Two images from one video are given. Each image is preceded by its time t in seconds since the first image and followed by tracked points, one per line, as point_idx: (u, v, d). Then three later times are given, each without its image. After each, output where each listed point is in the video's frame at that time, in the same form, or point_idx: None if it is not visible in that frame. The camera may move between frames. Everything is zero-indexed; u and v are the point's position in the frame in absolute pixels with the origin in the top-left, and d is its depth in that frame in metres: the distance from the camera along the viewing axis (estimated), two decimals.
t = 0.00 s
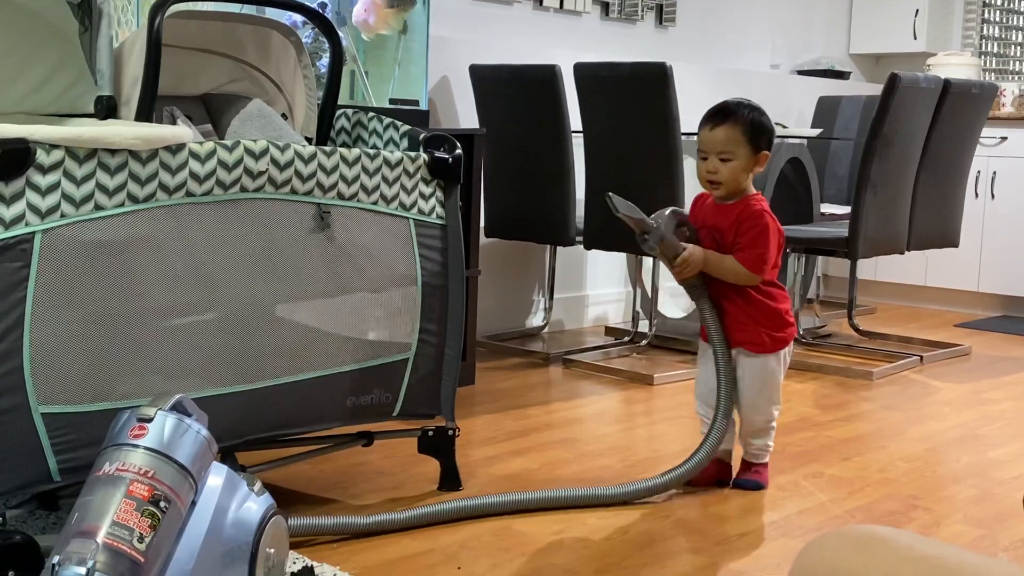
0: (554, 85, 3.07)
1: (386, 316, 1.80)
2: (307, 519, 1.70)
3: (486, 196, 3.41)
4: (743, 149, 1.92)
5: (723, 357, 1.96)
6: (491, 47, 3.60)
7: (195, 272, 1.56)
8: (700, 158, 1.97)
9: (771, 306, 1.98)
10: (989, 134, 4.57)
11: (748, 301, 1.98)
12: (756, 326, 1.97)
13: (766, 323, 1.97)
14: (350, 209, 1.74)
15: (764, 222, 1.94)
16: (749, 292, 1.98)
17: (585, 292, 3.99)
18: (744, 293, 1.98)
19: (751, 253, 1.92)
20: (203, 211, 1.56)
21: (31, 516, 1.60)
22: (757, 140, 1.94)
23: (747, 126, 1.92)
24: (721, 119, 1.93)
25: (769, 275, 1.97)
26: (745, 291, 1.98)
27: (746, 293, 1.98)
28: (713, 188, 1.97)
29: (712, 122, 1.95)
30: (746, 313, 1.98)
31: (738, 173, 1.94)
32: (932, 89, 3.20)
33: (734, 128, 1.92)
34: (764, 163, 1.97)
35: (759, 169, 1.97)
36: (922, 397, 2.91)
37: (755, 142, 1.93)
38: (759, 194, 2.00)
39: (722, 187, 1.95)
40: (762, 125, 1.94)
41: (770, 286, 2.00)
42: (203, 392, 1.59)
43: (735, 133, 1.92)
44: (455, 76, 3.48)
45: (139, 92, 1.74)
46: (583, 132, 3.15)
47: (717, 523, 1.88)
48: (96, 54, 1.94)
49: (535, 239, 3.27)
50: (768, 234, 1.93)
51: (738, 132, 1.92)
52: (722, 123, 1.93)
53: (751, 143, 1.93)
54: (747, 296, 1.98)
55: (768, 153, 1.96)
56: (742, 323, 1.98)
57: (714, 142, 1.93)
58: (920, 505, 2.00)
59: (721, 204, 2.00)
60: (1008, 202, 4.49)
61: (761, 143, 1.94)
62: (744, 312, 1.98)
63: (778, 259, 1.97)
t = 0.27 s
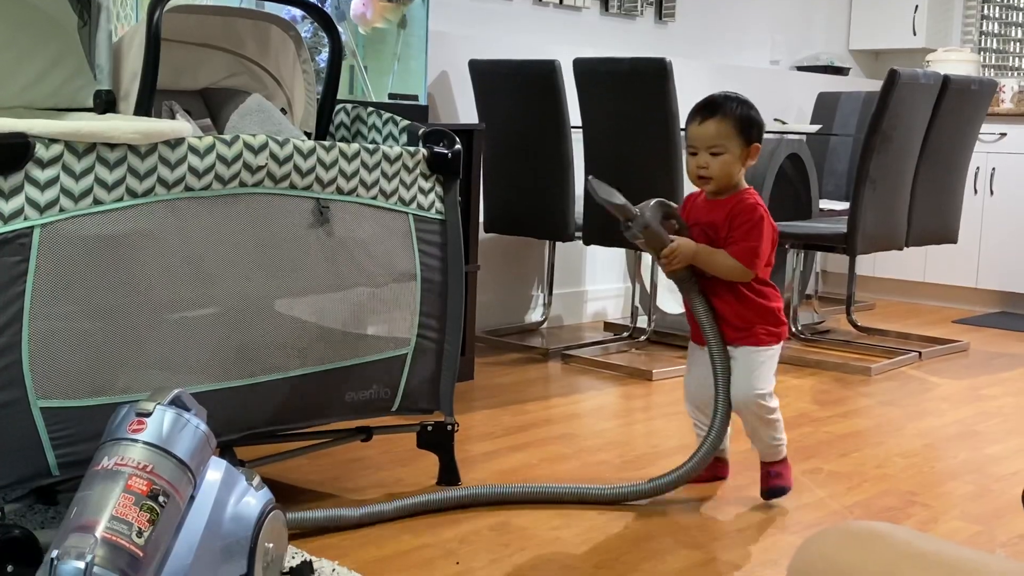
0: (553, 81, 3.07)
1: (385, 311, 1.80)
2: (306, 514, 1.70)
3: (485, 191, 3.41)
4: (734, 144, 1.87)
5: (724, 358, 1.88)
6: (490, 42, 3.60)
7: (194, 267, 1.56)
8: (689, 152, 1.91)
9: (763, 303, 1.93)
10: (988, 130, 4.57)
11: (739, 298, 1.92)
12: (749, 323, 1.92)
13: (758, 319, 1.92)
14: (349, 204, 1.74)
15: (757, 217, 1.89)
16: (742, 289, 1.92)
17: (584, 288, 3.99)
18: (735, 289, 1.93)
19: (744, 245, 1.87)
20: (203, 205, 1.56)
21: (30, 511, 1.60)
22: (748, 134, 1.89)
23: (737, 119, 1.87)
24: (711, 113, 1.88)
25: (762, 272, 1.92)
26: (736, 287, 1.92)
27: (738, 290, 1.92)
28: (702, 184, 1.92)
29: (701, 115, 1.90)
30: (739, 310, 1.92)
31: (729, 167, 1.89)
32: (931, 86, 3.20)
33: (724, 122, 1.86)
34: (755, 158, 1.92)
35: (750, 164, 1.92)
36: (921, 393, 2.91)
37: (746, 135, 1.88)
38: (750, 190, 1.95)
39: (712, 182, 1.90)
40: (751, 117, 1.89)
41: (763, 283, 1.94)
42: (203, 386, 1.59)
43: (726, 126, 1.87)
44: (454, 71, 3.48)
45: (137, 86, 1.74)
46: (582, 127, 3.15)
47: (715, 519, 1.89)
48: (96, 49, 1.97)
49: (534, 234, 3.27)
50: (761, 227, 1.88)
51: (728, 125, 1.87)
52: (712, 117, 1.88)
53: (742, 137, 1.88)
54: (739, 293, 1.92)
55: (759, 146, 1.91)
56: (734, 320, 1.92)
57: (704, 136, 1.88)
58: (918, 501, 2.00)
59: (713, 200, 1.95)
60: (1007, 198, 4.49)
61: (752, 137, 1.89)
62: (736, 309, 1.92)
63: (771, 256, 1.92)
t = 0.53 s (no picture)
0: (552, 74, 3.06)
1: (384, 304, 1.80)
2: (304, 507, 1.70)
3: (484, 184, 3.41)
4: (743, 137, 1.77)
5: (733, 378, 1.81)
6: (489, 35, 3.59)
7: (193, 259, 1.56)
8: (695, 150, 1.81)
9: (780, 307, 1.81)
10: (988, 125, 4.57)
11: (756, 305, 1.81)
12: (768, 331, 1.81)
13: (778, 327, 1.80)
14: (348, 197, 1.73)
15: (771, 214, 1.77)
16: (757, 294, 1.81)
17: (582, 281, 3.98)
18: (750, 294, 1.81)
19: (751, 248, 1.75)
20: (201, 198, 1.56)
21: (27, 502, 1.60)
22: (758, 127, 1.79)
23: (746, 111, 1.77)
24: (718, 106, 1.78)
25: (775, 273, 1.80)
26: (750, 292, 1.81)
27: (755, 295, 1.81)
28: (711, 182, 1.81)
29: (706, 110, 1.80)
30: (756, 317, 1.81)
31: (740, 162, 1.78)
32: (930, 80, 3.20)
33: (732, 114, 1.77)
34: (765, 152, 1.82)
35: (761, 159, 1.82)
36: (918, 388, 2.92)
37: (755, 128, 1.78)
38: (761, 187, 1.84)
39: (722, 179, 1.79)
40: (761, 110, 1.79)
41: (781, 287, 1.82)
42: (201, 378, 1.59)
43: (734, 119, 1.77)
44: (453, 64, 3.47)
45: (136, 78, 1.74)
46: (581, 120, 3.15)
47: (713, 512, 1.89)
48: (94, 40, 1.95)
49: (533, 228, 3.26)
50: (771, 224, 1.77)
51: (736, 118, 1.77)
52: (719, 109, 1.78)
53: (752, 129, 1.78)
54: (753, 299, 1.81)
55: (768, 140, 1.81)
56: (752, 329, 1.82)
57: (711, 130, 1.78)
58: (916, 496, 2.01)
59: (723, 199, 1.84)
60: (1006, 193, 4.49)
61: (762, 129, 1.79)
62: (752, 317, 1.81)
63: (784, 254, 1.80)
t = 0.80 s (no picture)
0: (556, 62, 3.06)
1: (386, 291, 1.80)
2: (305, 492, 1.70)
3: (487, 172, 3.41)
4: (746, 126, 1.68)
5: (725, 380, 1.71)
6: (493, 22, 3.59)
7: (195, 244, 1.56)
8: (697, 141, 1.72)
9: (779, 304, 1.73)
10: (992, 118, 4.56)
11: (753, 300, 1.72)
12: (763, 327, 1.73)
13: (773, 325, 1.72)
14: (351, 183, 1.73)
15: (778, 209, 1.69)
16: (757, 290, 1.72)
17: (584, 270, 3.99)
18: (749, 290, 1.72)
19: (762, 247, 1.65)
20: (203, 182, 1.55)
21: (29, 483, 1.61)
22: (760, 113, 1.70)
23: (748, 99, 1.67)
24: (717, 95, 1.68)
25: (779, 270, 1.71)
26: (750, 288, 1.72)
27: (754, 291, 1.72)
28: (716, 174, 1.73)
29: (705, 99, 1.70)
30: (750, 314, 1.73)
31: (744, 153, 1.69)
32: (936, 72, 3.19)
33: (733, 103, 1.67)
34: (769, 138, 1.73)
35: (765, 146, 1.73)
36: (919, 380, 2.92)
37: (758, 115, 1.69)
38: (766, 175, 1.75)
39: (726, 171, 1.70)
40: (763, 96, 1.70)
41: (782, 281, 1.74)
42: (204, 363, 1.59)
43: (736, 108, 1.67)
44: (457, 51, 3.47)
45: (141, 62, 1.74)
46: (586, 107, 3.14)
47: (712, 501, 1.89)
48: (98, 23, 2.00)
49: (535, 216, 3.26)
50: (778, 219, 1.68)
51: (739, 107, 1.67)
52: (718, 99, 1.68)
53: (755, 117, 1.69)
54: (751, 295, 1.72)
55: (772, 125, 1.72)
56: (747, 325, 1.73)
57: (712, 121, 1.68)
58: (914, 487, 2.01)
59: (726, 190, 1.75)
60: (1009, 186, 4.49)
61: (765, 115, 1.70)
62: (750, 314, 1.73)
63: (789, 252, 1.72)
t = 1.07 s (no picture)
0: (568, 44, 3.04)
1: (394, 272, 1.80)
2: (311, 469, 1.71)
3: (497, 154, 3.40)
4: (756, 120, 1.58)
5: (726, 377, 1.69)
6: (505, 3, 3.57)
7: (204, 221, 1.56)
8: (706, 136, 1.64)
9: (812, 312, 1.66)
10: (1006, 108, 4.53)
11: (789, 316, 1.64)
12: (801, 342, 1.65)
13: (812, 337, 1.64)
14: (361, 162, 1.72)
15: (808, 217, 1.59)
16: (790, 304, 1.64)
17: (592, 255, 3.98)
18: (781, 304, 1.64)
19: (810, 269, 1.57)
20: (213, 159, 1.55)
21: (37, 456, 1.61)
22: (774, 107, 1.59)
23: (756, 92, 1.58)
24: (724, 88, 1.60)
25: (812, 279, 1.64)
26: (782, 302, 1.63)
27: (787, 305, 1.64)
28: (724, 173, 1.63)
29: (714, 93, 1.62)
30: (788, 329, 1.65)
31: (752, 150, 1.60)
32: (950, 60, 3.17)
33: (741, 97, 1.58)
34: (785, 134, 1.62)
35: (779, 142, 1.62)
36: (927, 369, 2.91)
37: (769, 109, 1.59)
38: (783, 174, 1.64)
39: (732, 169, 1.61)
40: (777, 87, 1.60)
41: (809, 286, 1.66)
42: (211, 340, 1.59)
43: (743, 102, 1.58)
44: (468, 31, 3.46)
45: (154, 36, 1.73)
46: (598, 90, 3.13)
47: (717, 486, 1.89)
48: None
49: (544, 200, 3.25)
50: (813, 231, 1.59)
51: (746, 101, 1.58)
52: (727, 92, 1.60)
53: (765, 111, 1.59)
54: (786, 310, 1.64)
55: (789, 119, 1.61)
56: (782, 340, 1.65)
57: (719, 115, 1.60)
58: (921, 476, 2.01)
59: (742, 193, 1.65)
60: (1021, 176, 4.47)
61: (778, 109, 1.59)
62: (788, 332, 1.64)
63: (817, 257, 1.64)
